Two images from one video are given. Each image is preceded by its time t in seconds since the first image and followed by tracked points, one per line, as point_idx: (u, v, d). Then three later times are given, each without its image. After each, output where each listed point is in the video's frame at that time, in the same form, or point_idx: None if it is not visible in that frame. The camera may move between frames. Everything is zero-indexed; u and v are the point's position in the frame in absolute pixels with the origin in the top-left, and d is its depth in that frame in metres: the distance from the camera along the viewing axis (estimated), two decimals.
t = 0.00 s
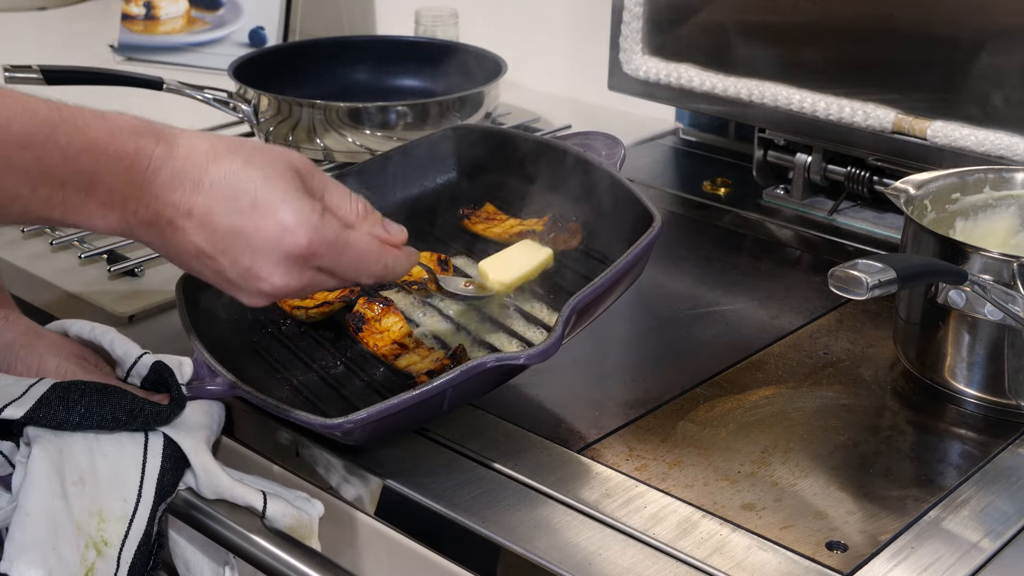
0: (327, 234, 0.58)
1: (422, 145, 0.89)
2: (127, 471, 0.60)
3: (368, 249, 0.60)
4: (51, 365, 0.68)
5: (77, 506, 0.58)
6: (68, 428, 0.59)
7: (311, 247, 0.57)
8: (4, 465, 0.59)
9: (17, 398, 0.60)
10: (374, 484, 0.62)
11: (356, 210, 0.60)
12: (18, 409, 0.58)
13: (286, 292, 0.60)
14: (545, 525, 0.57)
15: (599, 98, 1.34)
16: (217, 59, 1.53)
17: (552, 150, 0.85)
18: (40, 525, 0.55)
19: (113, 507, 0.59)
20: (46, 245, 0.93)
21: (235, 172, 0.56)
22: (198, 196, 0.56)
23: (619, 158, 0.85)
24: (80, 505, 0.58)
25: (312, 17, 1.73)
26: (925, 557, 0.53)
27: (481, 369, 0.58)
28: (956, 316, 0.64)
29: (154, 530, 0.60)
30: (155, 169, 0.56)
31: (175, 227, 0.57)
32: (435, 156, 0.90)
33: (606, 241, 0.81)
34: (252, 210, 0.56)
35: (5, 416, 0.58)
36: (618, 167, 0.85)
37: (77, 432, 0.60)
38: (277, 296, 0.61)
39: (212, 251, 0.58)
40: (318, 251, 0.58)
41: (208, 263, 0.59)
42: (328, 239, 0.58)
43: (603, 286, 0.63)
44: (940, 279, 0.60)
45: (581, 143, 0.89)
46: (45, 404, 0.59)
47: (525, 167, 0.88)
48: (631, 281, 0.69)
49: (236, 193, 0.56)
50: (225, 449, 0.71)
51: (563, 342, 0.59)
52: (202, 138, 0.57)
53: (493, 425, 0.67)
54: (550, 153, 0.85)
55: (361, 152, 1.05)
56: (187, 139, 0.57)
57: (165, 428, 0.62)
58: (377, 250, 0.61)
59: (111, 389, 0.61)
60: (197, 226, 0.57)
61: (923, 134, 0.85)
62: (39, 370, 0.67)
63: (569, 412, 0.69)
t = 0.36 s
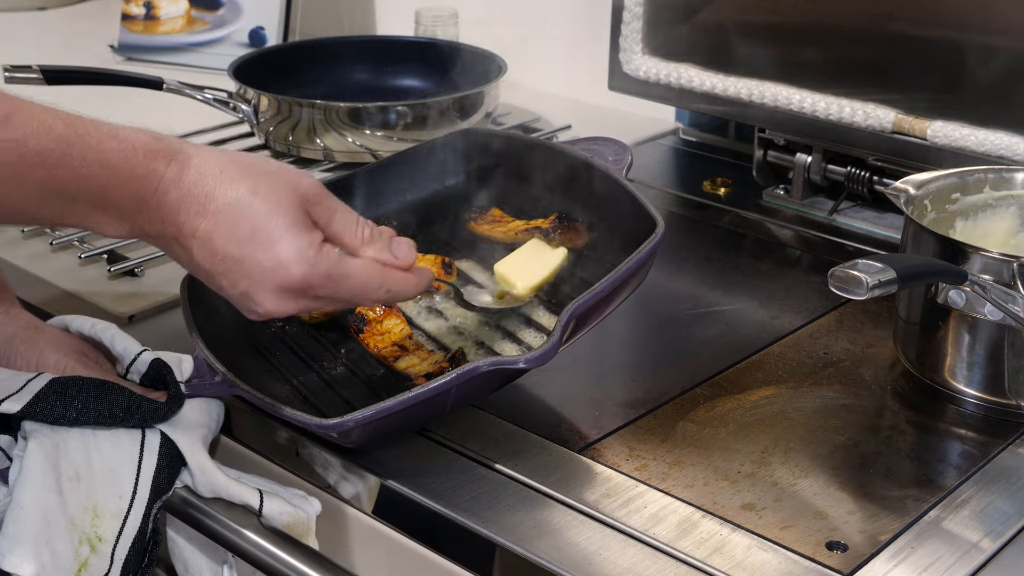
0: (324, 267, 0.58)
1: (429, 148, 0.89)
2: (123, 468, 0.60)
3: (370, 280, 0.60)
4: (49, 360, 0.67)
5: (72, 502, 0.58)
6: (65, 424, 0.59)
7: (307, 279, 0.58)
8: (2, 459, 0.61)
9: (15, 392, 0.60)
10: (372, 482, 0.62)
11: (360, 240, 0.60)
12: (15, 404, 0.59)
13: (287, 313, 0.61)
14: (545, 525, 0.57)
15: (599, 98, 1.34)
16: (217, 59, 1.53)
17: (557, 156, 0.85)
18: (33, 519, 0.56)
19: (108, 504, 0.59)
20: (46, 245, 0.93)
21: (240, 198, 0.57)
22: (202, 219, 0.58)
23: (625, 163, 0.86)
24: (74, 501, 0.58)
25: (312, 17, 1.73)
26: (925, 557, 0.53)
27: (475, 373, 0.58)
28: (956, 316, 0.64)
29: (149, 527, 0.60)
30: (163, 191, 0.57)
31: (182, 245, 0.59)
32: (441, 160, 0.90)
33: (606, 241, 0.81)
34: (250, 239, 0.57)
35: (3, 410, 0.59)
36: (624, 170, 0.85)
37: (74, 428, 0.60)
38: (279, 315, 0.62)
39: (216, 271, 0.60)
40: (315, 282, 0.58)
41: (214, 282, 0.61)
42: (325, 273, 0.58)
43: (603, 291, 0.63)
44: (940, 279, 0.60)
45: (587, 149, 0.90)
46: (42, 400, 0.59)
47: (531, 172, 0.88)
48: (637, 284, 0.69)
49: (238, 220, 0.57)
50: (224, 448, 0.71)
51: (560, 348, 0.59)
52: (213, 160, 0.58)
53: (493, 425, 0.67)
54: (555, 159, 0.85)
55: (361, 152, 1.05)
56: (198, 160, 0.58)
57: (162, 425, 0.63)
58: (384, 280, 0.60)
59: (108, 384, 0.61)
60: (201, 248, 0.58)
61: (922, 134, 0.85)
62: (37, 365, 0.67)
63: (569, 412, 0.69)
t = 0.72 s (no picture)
0: (262, 231, 0.51)
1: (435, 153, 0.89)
2: (122, 462, 0.60)
3: (315, 251, 0.53)
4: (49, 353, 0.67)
5: (70, 496, 0.58)
6: (64, 417, 0.59)
7: (245, 243, 0.50)
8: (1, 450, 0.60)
9: (15, 383, 0.59)
10: (372, 482, 0.61)
11: (301, 211, 0.53)
12: (15, 395, 0.58)
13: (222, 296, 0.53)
14: (545, 525, 0.57)
15: (599, 98, 1.34)
16: (217, 58, 1.53)
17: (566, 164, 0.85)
18: (31, 512, 0.55)
19: (106, 498, 0.59)
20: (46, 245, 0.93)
21: (167, 171, 0.51)
22: (127, 194, 0.51)
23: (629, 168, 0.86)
24: (72, 494, 0.58)
25: (312, 18, 1.73)
26: (924, 557, 0.53)
27: (478, 374, 0.58)
28: (956, 316, 0.64)
29: (147, 522, 0.61)
30: (82, 172, 0.51)
31: (106, 230, 0.52)
32: (448, 165, 0.90)
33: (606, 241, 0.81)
34: (179, 207, 0.50)
35: (3, 401, 0.58)
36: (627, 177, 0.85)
37: (74, 421, 0.60)
38: (217, 303, 0.54)
39: (144, 254, 0.52)
40: (256, 248, 0.51)
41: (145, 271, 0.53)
42: (264, 235, 0.51)
43: (603, 299, 0.63)
44: (940, 279, 0.60)
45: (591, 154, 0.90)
46: (41, 392, 0.58)
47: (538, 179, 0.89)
48: (642, 288, 0.70)
49: (167, 190, 0.51)
50: (224, 447, 0.71)
51: (562, 351, 0.59)
52: (138, 141, 0.53)
53: (493, 425, 0.67)
54: (564, 167, 0.86)
55: (361, 152, 1.05)
56: (121, 142, 0.53)
57: (161, 420, 0.62)
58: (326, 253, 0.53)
59: (107, 378, 0.61)
60: (128, 229, 0.51)
61: (923, 134, 0.85)
62: (37, 357, 0.67)
63: (569, 412, 0.69)
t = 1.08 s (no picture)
0: None
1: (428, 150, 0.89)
2: (127, 472, 0.60)
3: (19, 308, 0.56)
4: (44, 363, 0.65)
5: (77, 508, 0.58)
6: (67, 429, 0.59)
7: None
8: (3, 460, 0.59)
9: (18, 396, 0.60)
10: (368, 479, 0.62)
11: None
12: (17, 410, 0.59)
13: None
14: (545, 525, 0.57)
15: (599, 98, 1.34)
16: (217, 58, 1.53)
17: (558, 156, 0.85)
18: (41, 526, 0.55)
19: (112, 508, 0.59)
20: (46, 245, 0.92)
21: None
22: None
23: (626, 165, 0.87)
24: (80, 506, 0.58)
25: (312, 18, 1.73)
26: (924, 557, 0.53)
27: (476, 373, 0.58)
28: (956, 317, 0.64)
29: (151, 528, 0.61)
30: None
31: None
32: (440, 160, 0.90)
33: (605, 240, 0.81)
34: None
35: (5, 417, 0.59)
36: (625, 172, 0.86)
37: (77, 432, 0.60)
38: None
39: None
40: None
41: None
42: None
43: (602, 293, 0.63)
44: (940, 279, 0.60)
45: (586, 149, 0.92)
46: (44, 406, 0.58)
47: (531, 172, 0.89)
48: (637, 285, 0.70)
49: None
50: (221, 446, 0.71)
51: (563, 346, 0.59)
52: None
53: (493, 425, 0.67)
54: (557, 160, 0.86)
55: (361, 152, 1.05)
56: None
57: (164, 425, 0.62)
58: (44, 302, 0.57)
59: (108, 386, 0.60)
60: None
61: (923, 134, 0.85)
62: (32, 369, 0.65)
63: (569, 412, 0.69)
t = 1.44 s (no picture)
0: None
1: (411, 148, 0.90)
2: (139, 487, 0.60)
3: (57, 267, 0.54)
4: (47, 379, 0.65)
5: (94, 528, 0.58)
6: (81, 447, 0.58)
7: None
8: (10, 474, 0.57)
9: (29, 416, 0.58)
10: (362, 477, 0.62)
11: None
12: (32, 431, 0.57)
13: None
14: (545, 525, 0.57)
15: (599, 98, 1.34)
16: (217, 59, 1.53)
17: (539, 150, 0.86)
18: (63, 552, 0.55)
19: (125, 523, 0.60)
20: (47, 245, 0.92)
21: None
22: None
23: (612, 158, 0.87)
24: (96, 526, 0.58)
25: (312, 18, 1.73)
26: (924, 557, 0.53)
27: (491, 365, 0.58)
28: (956, 316, 0.64)
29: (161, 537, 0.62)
30: None
31: None
32: (425, 158, 0.91)
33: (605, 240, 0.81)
34: None
35: (19, 438, 0.57)
36: (612, 164, 0.86)
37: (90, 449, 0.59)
38: None
39: None
40: None
41: None
42: None
43: (604, 283, 0.63)
44: (940, 279, 0.60)
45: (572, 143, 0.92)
46: (57, 426, 0.57)
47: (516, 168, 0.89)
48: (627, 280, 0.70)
49: None
50: (219, 446, 0.71)
51: (570, 338, 0.60)
52: None
53: (493, 425, 0.67)
54: (538, 153, 0.86)
55: (360, 152, 1.05)
56: None
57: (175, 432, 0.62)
58: (80, 262, 0.55)
59: (120, 402, 0.59)
60: None
61: (923, 134, 0.85)
62: (37, 387, 0.65)
63: (569, 411, 0.69)
